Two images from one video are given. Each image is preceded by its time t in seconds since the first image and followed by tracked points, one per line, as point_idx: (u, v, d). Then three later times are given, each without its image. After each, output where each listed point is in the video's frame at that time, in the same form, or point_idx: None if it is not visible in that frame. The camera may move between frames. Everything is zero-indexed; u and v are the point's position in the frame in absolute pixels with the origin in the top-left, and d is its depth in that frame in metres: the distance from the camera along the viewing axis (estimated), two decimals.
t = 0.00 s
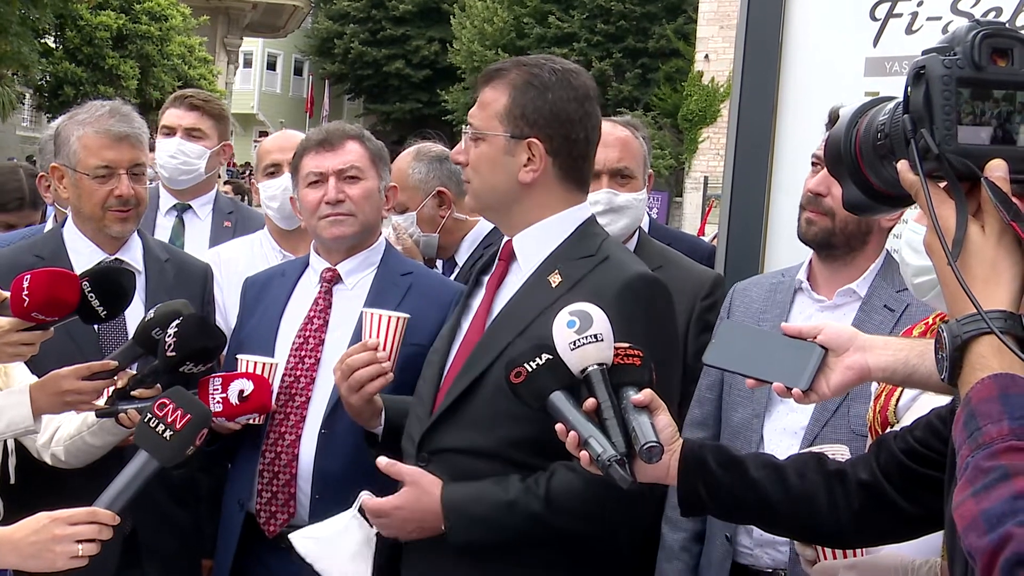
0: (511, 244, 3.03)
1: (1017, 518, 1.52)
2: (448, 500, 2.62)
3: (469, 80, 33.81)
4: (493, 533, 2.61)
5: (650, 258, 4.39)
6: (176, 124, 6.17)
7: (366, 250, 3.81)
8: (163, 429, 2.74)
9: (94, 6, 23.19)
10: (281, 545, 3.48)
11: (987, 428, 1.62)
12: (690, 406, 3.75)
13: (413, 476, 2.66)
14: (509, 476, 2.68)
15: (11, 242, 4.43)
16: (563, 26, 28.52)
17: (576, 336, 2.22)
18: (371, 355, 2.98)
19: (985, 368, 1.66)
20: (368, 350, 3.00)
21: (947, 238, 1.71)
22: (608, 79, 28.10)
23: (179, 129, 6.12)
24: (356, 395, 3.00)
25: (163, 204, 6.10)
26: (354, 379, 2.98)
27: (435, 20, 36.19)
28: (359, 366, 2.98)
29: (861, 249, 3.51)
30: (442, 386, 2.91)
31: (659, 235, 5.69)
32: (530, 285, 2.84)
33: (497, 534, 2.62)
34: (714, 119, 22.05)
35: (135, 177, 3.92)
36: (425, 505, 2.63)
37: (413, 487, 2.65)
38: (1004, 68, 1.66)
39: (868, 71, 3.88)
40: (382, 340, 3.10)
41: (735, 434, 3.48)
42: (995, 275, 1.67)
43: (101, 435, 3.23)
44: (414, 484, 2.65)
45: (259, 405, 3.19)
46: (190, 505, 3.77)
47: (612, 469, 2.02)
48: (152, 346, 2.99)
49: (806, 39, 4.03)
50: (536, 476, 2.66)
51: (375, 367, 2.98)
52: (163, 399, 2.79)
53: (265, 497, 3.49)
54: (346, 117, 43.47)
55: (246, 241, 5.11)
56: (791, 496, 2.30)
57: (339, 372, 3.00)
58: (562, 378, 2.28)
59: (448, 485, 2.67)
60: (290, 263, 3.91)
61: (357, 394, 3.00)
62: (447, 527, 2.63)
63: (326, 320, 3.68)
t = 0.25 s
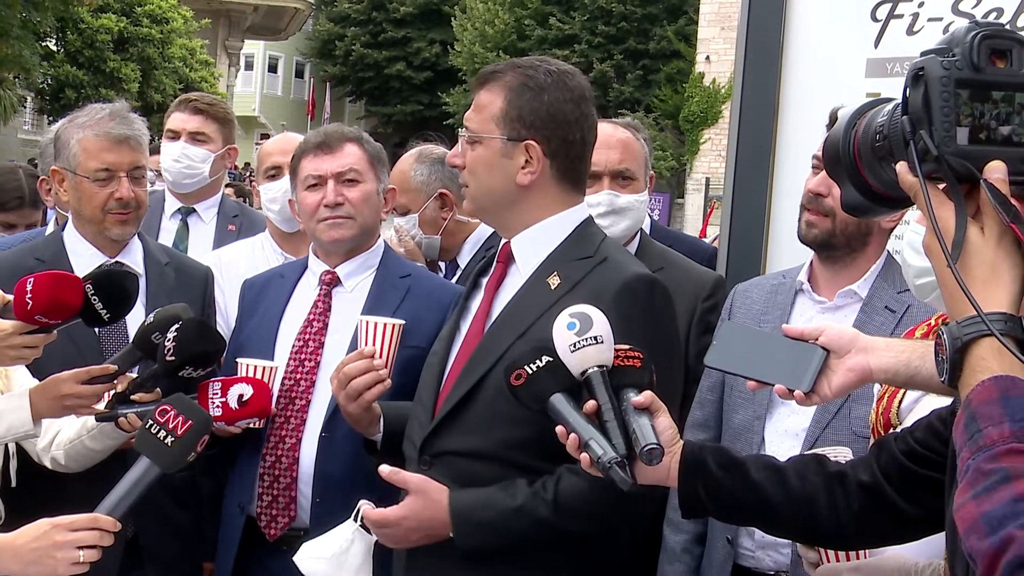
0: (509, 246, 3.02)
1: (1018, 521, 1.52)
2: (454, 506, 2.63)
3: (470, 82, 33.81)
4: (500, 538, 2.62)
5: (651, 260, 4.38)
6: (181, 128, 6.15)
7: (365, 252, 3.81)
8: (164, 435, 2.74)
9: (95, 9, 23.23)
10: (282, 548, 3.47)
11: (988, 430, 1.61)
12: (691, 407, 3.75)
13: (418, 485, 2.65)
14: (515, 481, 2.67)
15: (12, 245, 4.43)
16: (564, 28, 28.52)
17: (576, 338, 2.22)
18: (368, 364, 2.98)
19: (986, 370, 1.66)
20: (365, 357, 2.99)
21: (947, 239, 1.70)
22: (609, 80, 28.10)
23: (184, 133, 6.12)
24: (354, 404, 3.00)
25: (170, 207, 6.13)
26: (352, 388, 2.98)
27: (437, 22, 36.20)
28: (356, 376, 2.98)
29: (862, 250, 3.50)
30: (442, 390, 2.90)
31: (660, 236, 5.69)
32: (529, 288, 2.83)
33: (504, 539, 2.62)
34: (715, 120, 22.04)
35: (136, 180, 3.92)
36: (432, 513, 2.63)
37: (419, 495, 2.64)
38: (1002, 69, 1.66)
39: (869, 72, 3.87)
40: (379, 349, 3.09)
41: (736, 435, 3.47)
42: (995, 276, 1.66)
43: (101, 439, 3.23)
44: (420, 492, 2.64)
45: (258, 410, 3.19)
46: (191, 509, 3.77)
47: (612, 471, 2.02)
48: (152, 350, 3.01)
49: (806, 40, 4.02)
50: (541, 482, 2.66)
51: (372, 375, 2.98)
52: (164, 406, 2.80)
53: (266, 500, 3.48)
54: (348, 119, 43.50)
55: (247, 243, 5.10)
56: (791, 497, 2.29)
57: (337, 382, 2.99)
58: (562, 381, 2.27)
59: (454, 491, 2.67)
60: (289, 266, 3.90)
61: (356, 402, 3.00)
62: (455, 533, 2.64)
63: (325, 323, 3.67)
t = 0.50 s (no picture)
0: (510, 247, 3.00)
1: (1017, 524, 1.52)
2: (490, 507, 2.55)
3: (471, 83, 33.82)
4: (524, 541, 2.58)
5: (653, 260, 4.43)
6: (184, 129, 6.14)
7: (364, 253, 3.81)
8: (164, 437, 2.74)
9: (96, 10, 23.26)
10: (283, 548, 3.47)
11: (986, 433, 1.61)
12: (692, 407, 3.74)
13: (453, 484, 2.52)
14: (545, 481, 2.66)
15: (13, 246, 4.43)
16: (565, 28, 28.54)
17: (576, 336, 2.21)
18: (367, 363, 3.01)
19: (984, 372, 1.66)
20: (364, 358, 3.02)
21: (944, 240, 1.70)
22: (610, 81, 28.09)
23: (188, 134, 6.12)
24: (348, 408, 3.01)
25: (171, 207, 6.14)
26: (350, 389, 2.98)
27: (438, 23, 36.22)
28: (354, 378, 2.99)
29: (863, 250, 3.50)
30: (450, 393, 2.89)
31: (661, 237, 5.68)
32: (538, 291, 2.83)
33: (527, 541, 2.59)
34: (716, 121, 22.04)
35: (135, 181, 3.92)
36: (465, 513, 2.53)
37: (452, 494, 2.52)
38: (999, 70, 1.66)
39: (870, 72, 3.87)
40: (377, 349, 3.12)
41: (737, 435, 3.47)
42: (993, 278, 1.66)
43: (98, 441, 3.23)
44: (453, 490, 2.52)
45: (259, 408, 3.15)
46: (192, 509, 3.77)
47: (612, 470, 2.02)
48: (151, 350, 3.02)
49: (807, 40, 4.02)
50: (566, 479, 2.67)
51: (372, 376, 3.00)
52: (164, 407, 2.81)
53: (266, 500, 3.48)
54: (349, 120, 43.52)
55: (248, 244, 5.11)
56: (791, 497, 2.29)
57: (334, 381, 3.01)
58: (562, 378, 2.27)
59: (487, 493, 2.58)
60: (287, 266, 3.90)
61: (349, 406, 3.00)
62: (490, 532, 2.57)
63: (325, 323, 3.67)
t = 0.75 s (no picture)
0: (505, 249, 2.99)
1: (1014, 527, 1.51)
2: (497, 492, 2.55)
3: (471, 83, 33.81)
4: (531, 528, 2.57)
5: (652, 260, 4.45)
6: (182, 129, 6.15)
7: (362, 253, 3.81)
8: (162, 439, 2.72)
9: (95, 10, 23.25)
10: (280, 548, 3.47)
11: (982, 435, 1.61)
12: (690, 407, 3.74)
13: (463, 463, 2.52)
14: (554, 470, 2.65)
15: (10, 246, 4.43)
16: (565, 28, 28.54)
17: (575, 336, 2.21)
18: (360, 359, 2.99)
19: (980, 375, 1.65)
20: (357, 354, 3.00)
21: (939, 241, 1.70)
22: (610, 82, 28.07)
23: (185, 133, 6.12)
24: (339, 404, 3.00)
25: (166, 208, 6.11)
26: (343, 385, 2.98)
27: (438, 23, 36.22)
28: (345, 373, 2.98)
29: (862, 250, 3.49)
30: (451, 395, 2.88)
31: (660, 238, 5.68)
32: (536, 291, 2.82)
33: (534, 528, 2.58)
34: (716, 121, 22.04)
35: (132, 181, 3.92)
36: (472, 494, 2.53)
37: (461, 473, 2.52)
38: (994, 71, 1.66)
39: (869, 73, 3.87)
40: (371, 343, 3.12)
41: (735, 435, 3.47)
42: (988, 279, 1.66)
43: (96, 442, 3.22)
44: (461, 469, 2.52)
45: (256, 406, 3.16)
46: (190, 510, 3.76)
47: (611, 469, 2.02)
48: (148, 350, 2.99)
49: (806, 41, 4.02)
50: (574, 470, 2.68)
51: (364, 371, 2.99)
52: (161, 409, 2.79)
53: (263, 501, 3.47)
54: (349, 120, 43.52)
55: (247, 244, 5.10)
56: (789, 496, 2.29)
57: (326, 375, 3.00)
58: (561, 378, 2.25)
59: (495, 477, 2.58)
60: (284, 266, 3.90)
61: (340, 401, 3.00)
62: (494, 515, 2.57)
63: (322, 323, 3.66)
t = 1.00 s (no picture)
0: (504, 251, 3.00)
1: (1019, 531, 1.52)
2: (473, 474, 2.59)
3: (476, 85, 33.82)
4: (508, 512, 2.59)
5: (655, 262, 4.39)
6: (181, 131, 6.13)
7: (366, 255, 3.81)
8: (166, 444, 2.72)
9: (101, 12, 23.31)
10: (285, 549, 3.47)
11: (986, 440, 1.61)
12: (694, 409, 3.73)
13: (442, 439, 2.58)
14: (534, 457, 2.67)
15: (14, 248, 4.44)
16: (569, 30, 28.57)
17: (579, 339, 2.21)
18: (359, 361, 2.98)
19: (983, 379, 1.65)
20: (356, 356, 3.00)
21: (942, 244, 1.69)
22: (614, 84, 28.07)
23: (185, 136, 6.12)
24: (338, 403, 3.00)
25: (166, 211, 6.08)
26: (341, 386, 2.98)
27: (443, 25, 36.27)
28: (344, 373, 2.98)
29: (866, 252, 3.49)
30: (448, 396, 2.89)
31: (664, 240, 5.67)
32: (529, 293, 2.82)
33: (512, 514, 2.60)
34: (721, 123, 22.05)
35: (136, 183, 3.92)
36: (447, 471, 2.58)
37: (439, 448, 2.58)
38: (997, 74, 1.65)
39: (873, 75, 3.86)
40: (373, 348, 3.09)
41: (738, 437, 3.46)
42: (992, 283, 1.65)
43: (101, 446, 3.23)
44: (441, 444, 2.58)
45: (261, 411, 3.17)
46: (194, 512, 3.76)
47: (617, 473, 2.00)
48: (153, 355, 2.98)
49: (809, 42, 4.01)
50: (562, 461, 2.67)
51: (362, 373, 2.98)
52: (166, 415, 2.79)
53: (267, 502, 3.47)
54: (353, 122, 43.58)
55: (251, 246, 5.11)
56: (795, 499, 2.28)
57: (326, 378, 3.00)
58: (565, 382, 2.26)
59: (474, 460, 2.63)
60: (288, 268, 3.90)
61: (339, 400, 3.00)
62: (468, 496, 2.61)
63: (326, 325, 3.66)
